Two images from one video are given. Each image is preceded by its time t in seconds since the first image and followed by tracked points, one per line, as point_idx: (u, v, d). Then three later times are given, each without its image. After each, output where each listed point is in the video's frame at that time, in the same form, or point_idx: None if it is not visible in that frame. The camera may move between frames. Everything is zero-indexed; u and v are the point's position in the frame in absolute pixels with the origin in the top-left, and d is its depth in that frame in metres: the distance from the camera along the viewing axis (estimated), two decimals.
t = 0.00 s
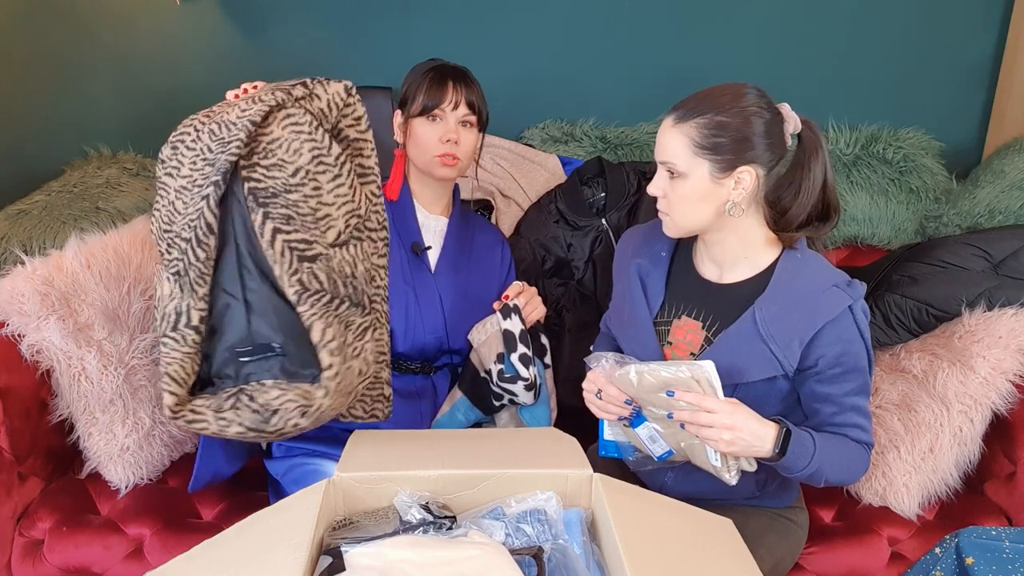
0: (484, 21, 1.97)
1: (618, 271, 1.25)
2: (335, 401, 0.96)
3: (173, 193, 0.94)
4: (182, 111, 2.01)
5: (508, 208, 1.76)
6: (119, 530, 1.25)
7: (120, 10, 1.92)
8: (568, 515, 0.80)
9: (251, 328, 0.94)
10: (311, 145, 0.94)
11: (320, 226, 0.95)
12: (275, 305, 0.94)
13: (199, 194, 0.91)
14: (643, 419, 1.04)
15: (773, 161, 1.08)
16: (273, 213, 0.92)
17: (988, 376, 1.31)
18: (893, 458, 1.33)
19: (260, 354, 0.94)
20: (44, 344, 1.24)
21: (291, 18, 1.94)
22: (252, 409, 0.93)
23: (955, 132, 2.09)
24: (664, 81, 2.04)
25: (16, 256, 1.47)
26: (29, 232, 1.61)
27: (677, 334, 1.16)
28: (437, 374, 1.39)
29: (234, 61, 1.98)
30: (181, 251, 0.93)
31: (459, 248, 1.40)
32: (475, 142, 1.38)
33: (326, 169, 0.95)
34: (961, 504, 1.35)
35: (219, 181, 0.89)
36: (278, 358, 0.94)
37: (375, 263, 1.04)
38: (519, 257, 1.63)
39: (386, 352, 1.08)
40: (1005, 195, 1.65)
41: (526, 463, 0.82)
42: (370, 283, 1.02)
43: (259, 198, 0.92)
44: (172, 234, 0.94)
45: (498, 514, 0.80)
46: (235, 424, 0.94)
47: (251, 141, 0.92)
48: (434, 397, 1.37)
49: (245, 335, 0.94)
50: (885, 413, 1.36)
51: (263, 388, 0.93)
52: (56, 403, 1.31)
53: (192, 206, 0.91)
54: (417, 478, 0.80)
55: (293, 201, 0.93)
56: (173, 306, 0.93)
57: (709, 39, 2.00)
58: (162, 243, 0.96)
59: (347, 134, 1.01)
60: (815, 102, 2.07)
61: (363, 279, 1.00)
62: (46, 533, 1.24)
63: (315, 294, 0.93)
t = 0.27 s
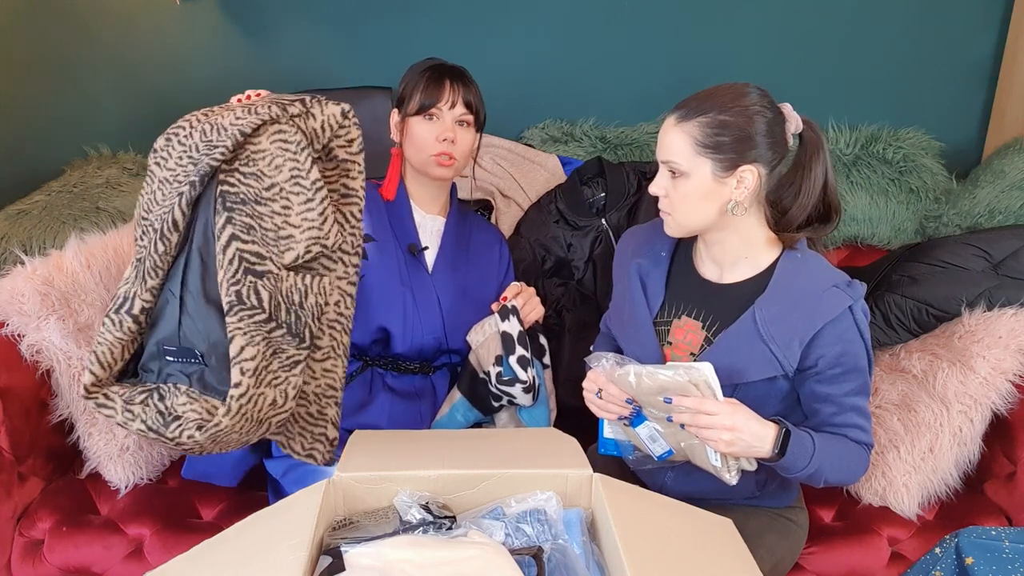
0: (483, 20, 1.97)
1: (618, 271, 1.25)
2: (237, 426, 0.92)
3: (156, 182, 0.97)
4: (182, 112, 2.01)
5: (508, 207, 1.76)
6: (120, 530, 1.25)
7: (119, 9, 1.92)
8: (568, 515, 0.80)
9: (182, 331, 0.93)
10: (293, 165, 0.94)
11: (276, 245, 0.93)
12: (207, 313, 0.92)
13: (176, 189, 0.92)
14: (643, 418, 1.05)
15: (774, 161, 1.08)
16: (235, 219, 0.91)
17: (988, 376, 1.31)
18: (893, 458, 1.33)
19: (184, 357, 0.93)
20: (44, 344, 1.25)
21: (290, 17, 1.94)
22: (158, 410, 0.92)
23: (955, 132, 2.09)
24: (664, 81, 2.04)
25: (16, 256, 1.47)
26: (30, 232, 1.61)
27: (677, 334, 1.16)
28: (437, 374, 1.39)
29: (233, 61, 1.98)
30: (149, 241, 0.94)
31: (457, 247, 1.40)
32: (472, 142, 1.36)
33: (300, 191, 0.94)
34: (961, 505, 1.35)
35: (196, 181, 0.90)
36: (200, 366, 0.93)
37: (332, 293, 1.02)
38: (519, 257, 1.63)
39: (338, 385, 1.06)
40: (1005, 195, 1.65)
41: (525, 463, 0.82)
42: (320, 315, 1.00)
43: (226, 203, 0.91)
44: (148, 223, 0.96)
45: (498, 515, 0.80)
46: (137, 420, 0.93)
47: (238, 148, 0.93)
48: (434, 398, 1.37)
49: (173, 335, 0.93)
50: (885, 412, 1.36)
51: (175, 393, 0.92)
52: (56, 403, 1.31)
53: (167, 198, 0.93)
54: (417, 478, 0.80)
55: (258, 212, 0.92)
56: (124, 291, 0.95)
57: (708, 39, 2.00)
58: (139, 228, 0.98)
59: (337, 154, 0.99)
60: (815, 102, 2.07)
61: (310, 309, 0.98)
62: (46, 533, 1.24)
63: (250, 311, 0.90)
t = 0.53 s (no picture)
0: (483, 20, 1.97)
1: (618, 271, 1.24)
2: (275, 436, 0.97)
3: (126, 209, 0.93)
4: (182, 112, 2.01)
5: (508, 207, 1.75)
6: (120, 530, 1.25)
7: (119, 9, 1.92)
8: (568, 515, 0.80)
9: (195, 358, 0.95)
10: (272, 175, 0.94)
11: (272, 256, 0.95)
12: (219, 333, 0.95)
13: (152, 216, 0.89)
14: (643, 418, 1.05)
15: (774, 161, 1.08)
16: (226, 241, 0.91)
17: (988, 376, 1.31)
18: (893, 458, 1.33)
19: (202, 382, 0.95)
20: (44, 344, 1.25)
21: (290, 17, 1.94)
22: (191, 437, 0.95)
23: (955, 132, 2.09)
24: (665, 81, 2.04)
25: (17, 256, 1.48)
26: (30, 231, 1.61)
27: (677, 334, 1.16)
28: (434, 375, 1.39)
29: (233, 61, 1.98)
30: (130, 270, 0.91)
31: (451, 246, 1.39)
32: (464, 144, 1.35)
33: (284, 200, 0.95)
34: (961, 504, 1.35)
35: (174, 205, 0.89)
36: (221, 387, 0.95)
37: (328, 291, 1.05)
38: (519, 257, 1.62)
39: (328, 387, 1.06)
40: (1005, 195, 1.65)
41: (526, 463, 0.81)
42: (320, 315, 1.03)
43: (212, 224, 0.91)
44: (121, 252, 0.92)
45: (498, 515, 0.80)
46: (172, 451, 0.95)
47: (211, 164, 0.92)
48: (432, 398, 1.38)
49: (187, 362, 0.95)
50: (885, 412, 1.36)
51: (204, 418, 0.95)
52: (56, 403, 1.31)
53: (144, 225, 0.90)
54: (417, 478, 0.80)
55: (247, 228, 0.93)
56: (115, 327, 0.91)
57: (708, 39, 2.00)
58: (111, 259, 0.93)
59: (308, 159, 1.01)
60: (815, 102, 2.07)
61: (312, 312, 1.01)
62: (46, 533, 1.24)
63: (263, 326, 0.93)
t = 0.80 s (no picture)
0: (484, 20, 1.97)
1: (618, 271, 1.24)
2: (237, 466, 1.00)
3: (60, 255, 0.93)
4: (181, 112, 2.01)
5: (508, 207, 1.74)
6: (120, 530, 1.25)
7: (119, 9, 1.91)
8: (568, 515, 0.80)
9: (148, 397, 0.98)
10: (190, 201, 0.92)
11: (208, 285, 0.95)
12: (164, 371, 0.97)
13: (78, 262, 0.91)
14: (643, 419, 1.04)
15: (771, 167, 1.08)
16: (153, 277, 0.91)
17: (988, 376, 1.31)
18: (893, 458, 1.33)
19: (159, 421, 0.99)
20: (44, 343, 1.27)
21: (290, 17, 1.94)
22: (156, 475, 0.99)
23: (955, 132, 2.09)
24: (665, 81, 2.04)
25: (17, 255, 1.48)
26: (29, 231, 1.61)
27: (677, 334, 1.16)
28: (428, 375, 1.39)
29: (233, 61, 1.98)
30: (69, 320, 0.93)
31: (439, 245, 1.38)
32: (447, 152, 1.30)
33: (209, 224, 0.94)
34: (961, 504, 1.35)
35: (96, 250, 0.89)
36: (178, 423, 0.99)
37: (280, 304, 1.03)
38: (519, 257, 1.61)
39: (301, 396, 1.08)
40: (1005, 195, 1.65)
41: (526, 463, 0.81)
42: (275, 335, 1.02)
43: (137, 262, 0.91)
44: (62, 301, 0.94)
45: (498, 515, 0.80)
46: (142, 490, 1.00)
47: (128, 200, 0.90)
48: (426, 398, 1.38)
49: (141, 403, 0.98)
50: (885, 413, 1.36)
51: (167, 454, 0.99)
52: (56, 403, 1.31)
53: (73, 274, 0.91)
54: (417, 478, 0.80)
55: (176, 260, 0.92)
56: (68, 376, 0.95)
57: (709, 39, 2.00)
58: (57, 306, 0.96)
59: (233, 171, 0.98)
60: (815, 102, 2.07)
61: (263, 332, 1.00)
62: (46, 533, 1.24)
63: (205, 358, 0.94)
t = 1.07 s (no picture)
0: (484, 20, 1.97)
1: (618, 271, 1.24)
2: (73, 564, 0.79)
3: None
4: (182, 113, 2.02)
5: (508, 207, 1.74)
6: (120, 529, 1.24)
7: (119, 9, 1.91)
8: (568, 515, 0.80)
9: None
10: (47, 284, 0.74)
11: (59, 374, 0.76)
12: None
13: None
14: (643, 419, 1.04)
15: (774, 165, 1.08)
16: None
17: (987, 376, 1.31)
18: (894, 458, 1.33)
19: None
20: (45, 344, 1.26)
21: (290, 17, 1.94)
22: None
23: (955, 132, 2.09)
24: (665, 81, 2.04)
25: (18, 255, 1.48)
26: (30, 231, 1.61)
27: (677, 335, 1.16)
28: (417, 380, 1.35)
29: (232, 61, 1.98)
30: None
31: (417, 248, 1.32)
32: (413, 159, 1.24)
33: (63, 310, 0.75)
34: (961, 504, 1.35)
35: None
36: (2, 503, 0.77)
37: (157, 390, 0.85)
38: (519, 257, 1.61)
39: (206, 484, 0.92)
40: (1005, 195, 1.65)
41: (526, 463, 0.81)
42: (136, 426, 0.81)
43: None
44: None
45: (498, 515, 0.80)
46: None
47: None
48: (417, 404, 1.34)
49: None
50: (886, 413, 1.36)
51: None
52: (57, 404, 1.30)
53: None
54: (417, 478, 0.80)
55: (26, 344, 0.74)
56: None
57: (709, 39, 2.00)
58: None
59: (103, 246, 0.80)
60: (815, 102, 2.07)
61: (123, 426, 0.80)
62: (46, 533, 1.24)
63: (47, 452, 0.75)
